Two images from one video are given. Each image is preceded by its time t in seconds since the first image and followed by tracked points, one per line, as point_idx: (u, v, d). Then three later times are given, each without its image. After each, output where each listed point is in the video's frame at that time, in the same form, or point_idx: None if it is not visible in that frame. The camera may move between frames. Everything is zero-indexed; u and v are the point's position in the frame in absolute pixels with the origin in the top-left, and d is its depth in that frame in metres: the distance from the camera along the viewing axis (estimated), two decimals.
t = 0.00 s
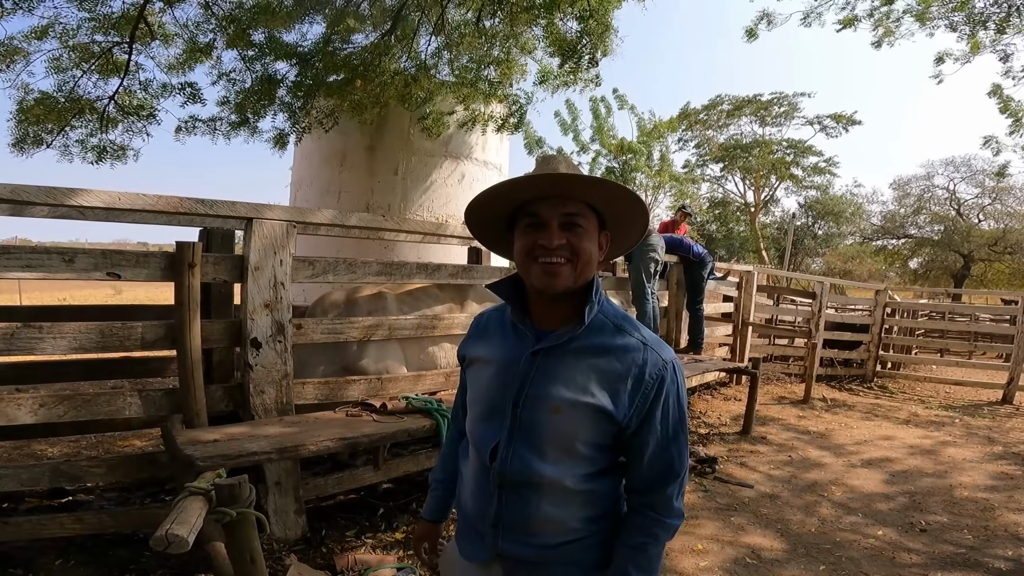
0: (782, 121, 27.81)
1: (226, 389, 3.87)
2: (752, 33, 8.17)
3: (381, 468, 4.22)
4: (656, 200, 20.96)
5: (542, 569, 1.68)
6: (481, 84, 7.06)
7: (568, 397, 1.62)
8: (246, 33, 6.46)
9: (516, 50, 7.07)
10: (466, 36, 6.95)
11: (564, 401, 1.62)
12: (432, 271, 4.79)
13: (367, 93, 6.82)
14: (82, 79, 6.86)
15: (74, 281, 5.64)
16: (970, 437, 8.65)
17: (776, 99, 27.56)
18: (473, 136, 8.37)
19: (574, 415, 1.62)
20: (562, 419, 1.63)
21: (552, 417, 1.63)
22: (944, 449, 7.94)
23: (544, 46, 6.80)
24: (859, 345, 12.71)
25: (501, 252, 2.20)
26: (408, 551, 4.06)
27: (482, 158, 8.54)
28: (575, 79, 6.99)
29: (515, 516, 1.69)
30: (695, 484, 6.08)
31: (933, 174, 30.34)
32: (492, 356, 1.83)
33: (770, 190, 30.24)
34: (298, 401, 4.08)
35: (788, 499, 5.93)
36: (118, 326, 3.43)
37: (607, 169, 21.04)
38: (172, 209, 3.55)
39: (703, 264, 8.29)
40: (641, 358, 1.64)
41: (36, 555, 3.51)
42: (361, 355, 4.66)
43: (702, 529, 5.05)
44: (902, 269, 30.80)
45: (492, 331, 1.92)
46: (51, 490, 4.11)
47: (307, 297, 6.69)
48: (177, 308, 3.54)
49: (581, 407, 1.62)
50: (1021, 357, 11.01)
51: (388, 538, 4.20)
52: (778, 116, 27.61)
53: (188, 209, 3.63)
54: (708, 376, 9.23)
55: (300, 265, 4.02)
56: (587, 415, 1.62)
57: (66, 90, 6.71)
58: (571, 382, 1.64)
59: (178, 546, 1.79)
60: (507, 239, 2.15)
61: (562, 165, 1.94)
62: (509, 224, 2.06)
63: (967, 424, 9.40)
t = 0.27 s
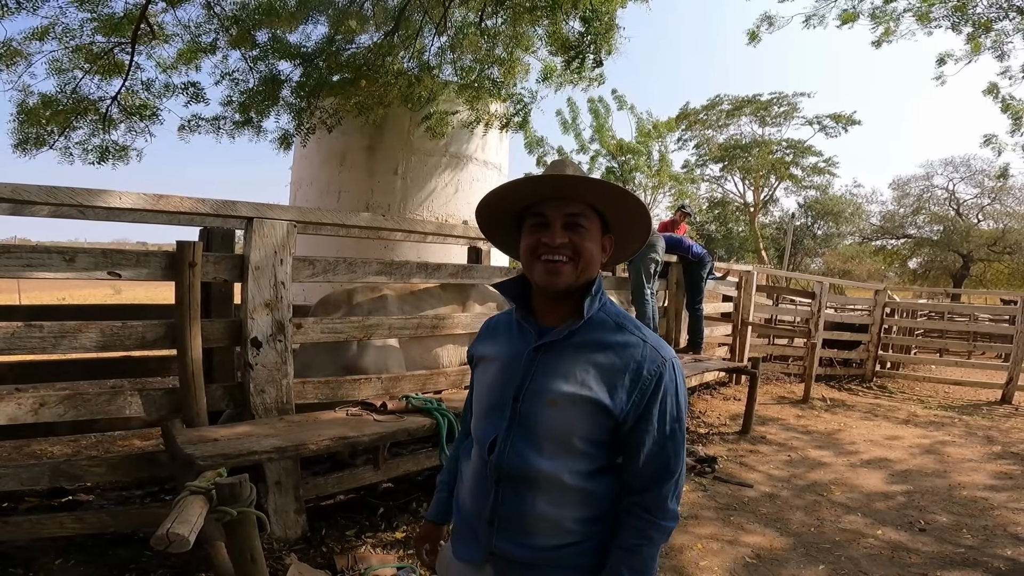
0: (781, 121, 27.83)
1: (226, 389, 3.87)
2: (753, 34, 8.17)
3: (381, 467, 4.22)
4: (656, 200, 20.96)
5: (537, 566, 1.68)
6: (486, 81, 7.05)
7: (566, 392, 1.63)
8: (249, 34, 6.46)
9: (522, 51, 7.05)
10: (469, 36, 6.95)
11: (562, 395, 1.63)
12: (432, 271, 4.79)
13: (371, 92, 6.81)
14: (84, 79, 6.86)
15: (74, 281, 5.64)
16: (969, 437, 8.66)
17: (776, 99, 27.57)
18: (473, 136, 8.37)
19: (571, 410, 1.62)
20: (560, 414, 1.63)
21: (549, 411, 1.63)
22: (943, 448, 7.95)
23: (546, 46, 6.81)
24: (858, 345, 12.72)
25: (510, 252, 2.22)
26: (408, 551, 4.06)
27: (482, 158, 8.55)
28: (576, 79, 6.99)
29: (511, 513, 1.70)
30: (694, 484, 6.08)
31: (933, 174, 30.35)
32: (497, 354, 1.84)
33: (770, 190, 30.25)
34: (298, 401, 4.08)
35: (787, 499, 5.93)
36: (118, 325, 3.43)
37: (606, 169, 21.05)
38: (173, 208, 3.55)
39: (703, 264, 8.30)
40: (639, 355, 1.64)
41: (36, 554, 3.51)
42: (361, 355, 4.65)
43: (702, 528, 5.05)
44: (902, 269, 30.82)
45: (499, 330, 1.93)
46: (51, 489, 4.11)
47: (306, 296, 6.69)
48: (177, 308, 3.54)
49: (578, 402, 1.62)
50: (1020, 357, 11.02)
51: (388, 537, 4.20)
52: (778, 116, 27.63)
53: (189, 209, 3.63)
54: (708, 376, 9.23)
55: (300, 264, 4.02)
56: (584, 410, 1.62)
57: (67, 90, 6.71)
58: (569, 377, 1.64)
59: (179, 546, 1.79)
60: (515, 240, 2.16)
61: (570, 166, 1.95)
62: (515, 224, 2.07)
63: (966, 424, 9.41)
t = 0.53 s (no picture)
0: (780, 120, 27.84)
1: (226, 389, 3.86)
2: (752, 33, 8.17)
3: (381, 467, 4.23)
4: (654, 199, 20.96)
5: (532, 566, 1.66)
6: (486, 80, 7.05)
7: (562, 390, 1.64)
8: (251, 34, 6.47)
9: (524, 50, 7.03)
10: (468, 37, 6.94)
11: (557, 394, 1.64)
12: (432, 271, 4.79)
13: (371, 92, 6.80)
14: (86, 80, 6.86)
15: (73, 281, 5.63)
16: (968, 436, 8.68)
17: (775, 99, 27.57)
18: (472, 136, 8.37)
19: (566, 408, 1.62)
20: (555, 412, 1.63)
21: (546, 409, 1.64)
22: (941, 448, 7.96)
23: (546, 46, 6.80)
24: (857, 344, 12.73)
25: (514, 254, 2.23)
26: (407, 551, 4.06)
27: (481, 158, 8.55)
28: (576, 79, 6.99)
29: (511, 511, 1.71)
30: (693, 483, 6.08)
31: (931, 174, 30.38)
32: (503, 356, 1.87)
33: (768, 190, 30.28)
34: (298, 401, 4.08)
35: (786, 498, 5.94)
36: (118, 326, 3.43)
37: (604, 169, 21.04)
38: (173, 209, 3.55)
39: (702, 264, 8.31)
40: (635, 353, 1.61)
41: (36, 555, 3.51)
42: (362, 354, 4.64)
43: (701, 528, 5.06)
44: (900, 269, 30.85)
45: (505, 332, 1.96)
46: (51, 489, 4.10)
47: (306, 296, 6.68)
48: (177, 308, 3.54)
49: (574, 400, 1.62)
50: (1018, 356, 11.03)
51: (388, 537, 4.20)
52: (776, 116, 27.64)
53: (188, 209, 3.63)
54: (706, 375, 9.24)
55: (300, 265, 4.02)
56: (580, 408, 1.61)
57: (68, 90, 6.70)
58: (568, 377, 1.65)
59: (180, 545, 1.80)
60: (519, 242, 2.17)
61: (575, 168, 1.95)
62: (519, 224, 2.09)
63: (964, 423, 9.42)
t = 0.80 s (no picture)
0: (778, 120, 27.86)
1: (225, 389, 3.86)
2: (751, 32, 8.17)
3: (381, 467, 4.22)
4: (652, 199, 20.97)
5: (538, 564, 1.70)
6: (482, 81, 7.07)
7: (560, 394, 1.66)
8: (251, 34, 6.47)
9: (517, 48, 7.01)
10: (468, 37, 6.94)
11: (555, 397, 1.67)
12: (431, 270, 4.79)
13: (371, 92, 6.83)
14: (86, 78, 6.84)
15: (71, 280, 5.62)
16: (966, 435, 8.69)
17: (774, 98, 27.59)
18: (471, 135, 8.37)
19: (562, 411, 1.64)
20: (553, 415, 1.66)
21: (544, 411, 1.68)
22: (940, 447, 7.98)
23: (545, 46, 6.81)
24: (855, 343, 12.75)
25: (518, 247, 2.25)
26: (407, 550, 4.06)
27: (480, 157, 8.55)
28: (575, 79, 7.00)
29: (516, 509, 1.76)
30: (693, 483, 6.09)
31: (928, 173, 30.43)
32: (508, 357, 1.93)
33: (767, 189, 30.30)
34: (297, 400, 4.07)
35: (786, 497, 5.94)
36: (117, 325, 3.43)
37: (603, 169, 21.04)
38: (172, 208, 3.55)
39: (701, 264, 8.33)
40: (629, 355, 1.60)
41: (36, 555, 3.50)
42: (361, 354, 4.64)
43: (701, 527, 5.06)
44: (897, 268, 30.90)
45: (510, 333, 2.01)
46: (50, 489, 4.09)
47: (305, 296, 6.68)
48: (177, 307, 3.53)
49: (569, 403, 1.64)
50: (1015, 356, 11.06)
51: (387, 536, 4.20)
52: (774, 115, 27.68)
53: (187, 208, 3.63)
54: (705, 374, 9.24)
55: (299, 264, 4.02)
56: (575, 412, 1.63)
57: (68, 89, 6.69)
58: (566, 380, 1.68)
59: (181, 546, 1.79)
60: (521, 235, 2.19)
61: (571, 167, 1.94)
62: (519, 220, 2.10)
63: (962, 423, 9.44)
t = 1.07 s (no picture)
0: (777, 119, 27.85)
1: (221, 388, 3.84)
2: (752, 29, 8.15)
3: (379, 467, 4.21)
4: (651, 198, 20.96)
5: (539, 560, 1.84)
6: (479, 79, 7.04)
7: (551, 404, 1.78)
8: (248, 32, 6.45)
9: (510, 47, 6.99)
10: (466, 36, 6.92)
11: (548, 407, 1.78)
12: (428, 269, 4.78)
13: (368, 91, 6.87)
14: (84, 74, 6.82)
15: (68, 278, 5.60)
16: (965, 434, 8.69)
17: (772, 97, 27.57)
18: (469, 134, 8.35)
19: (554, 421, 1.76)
20: (546, 424, 1.78)
21: (540, 421, 1.80)
22: (939, 446, 7.98)
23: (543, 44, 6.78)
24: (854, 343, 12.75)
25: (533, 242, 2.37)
26: (405, 551, 4.05)
27: (479, 157, 8.54)
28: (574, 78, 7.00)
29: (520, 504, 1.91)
30: (692, 482, 6.08)
31: (927, 173, 30.45)
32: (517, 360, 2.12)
33: (765, 189, 30.30)
34: (294, 400, 4.06)
35: (785, 497, 5.94)
36: (111, 325, 3.41)
37: (601, 168, 21.02)
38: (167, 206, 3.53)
39: (700, 263, 8.34)
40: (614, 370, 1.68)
41: (31, 555, 3.49)
42: (358, 354, 4.63)
43: (700, 527, 5.05)
44: (896, 268, 30.92)
45: (517, 335, 2.19)
46: (46, 489, 4.08)
47: (302, 295, 6.66)
48: (172, 306, 3.51)
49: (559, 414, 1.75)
50: (1014, 355, 11.06)
51: (385, 537, 4.19)
52: (773, 115, 27.68)
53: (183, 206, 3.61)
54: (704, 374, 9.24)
55: (295, 263, 4.00)
56: (565, 422, 1.73)
57: (66, 85, 6.66)
58: (559, 392, 1.78)
59: (175, 548, 1.77)
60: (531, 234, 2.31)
61: (542, 169, 1.93)
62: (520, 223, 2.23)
63: (960, 422, 9.45)
